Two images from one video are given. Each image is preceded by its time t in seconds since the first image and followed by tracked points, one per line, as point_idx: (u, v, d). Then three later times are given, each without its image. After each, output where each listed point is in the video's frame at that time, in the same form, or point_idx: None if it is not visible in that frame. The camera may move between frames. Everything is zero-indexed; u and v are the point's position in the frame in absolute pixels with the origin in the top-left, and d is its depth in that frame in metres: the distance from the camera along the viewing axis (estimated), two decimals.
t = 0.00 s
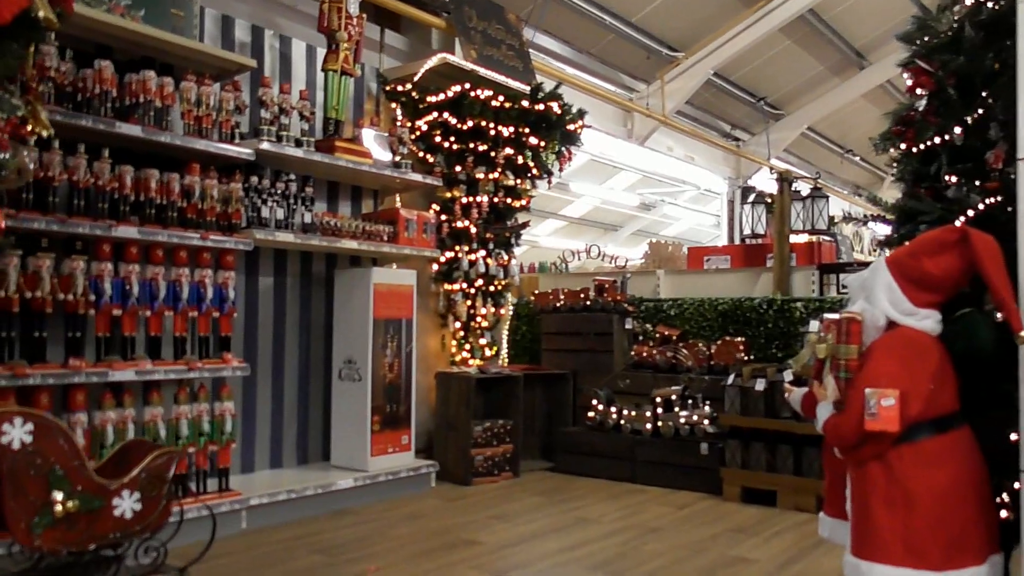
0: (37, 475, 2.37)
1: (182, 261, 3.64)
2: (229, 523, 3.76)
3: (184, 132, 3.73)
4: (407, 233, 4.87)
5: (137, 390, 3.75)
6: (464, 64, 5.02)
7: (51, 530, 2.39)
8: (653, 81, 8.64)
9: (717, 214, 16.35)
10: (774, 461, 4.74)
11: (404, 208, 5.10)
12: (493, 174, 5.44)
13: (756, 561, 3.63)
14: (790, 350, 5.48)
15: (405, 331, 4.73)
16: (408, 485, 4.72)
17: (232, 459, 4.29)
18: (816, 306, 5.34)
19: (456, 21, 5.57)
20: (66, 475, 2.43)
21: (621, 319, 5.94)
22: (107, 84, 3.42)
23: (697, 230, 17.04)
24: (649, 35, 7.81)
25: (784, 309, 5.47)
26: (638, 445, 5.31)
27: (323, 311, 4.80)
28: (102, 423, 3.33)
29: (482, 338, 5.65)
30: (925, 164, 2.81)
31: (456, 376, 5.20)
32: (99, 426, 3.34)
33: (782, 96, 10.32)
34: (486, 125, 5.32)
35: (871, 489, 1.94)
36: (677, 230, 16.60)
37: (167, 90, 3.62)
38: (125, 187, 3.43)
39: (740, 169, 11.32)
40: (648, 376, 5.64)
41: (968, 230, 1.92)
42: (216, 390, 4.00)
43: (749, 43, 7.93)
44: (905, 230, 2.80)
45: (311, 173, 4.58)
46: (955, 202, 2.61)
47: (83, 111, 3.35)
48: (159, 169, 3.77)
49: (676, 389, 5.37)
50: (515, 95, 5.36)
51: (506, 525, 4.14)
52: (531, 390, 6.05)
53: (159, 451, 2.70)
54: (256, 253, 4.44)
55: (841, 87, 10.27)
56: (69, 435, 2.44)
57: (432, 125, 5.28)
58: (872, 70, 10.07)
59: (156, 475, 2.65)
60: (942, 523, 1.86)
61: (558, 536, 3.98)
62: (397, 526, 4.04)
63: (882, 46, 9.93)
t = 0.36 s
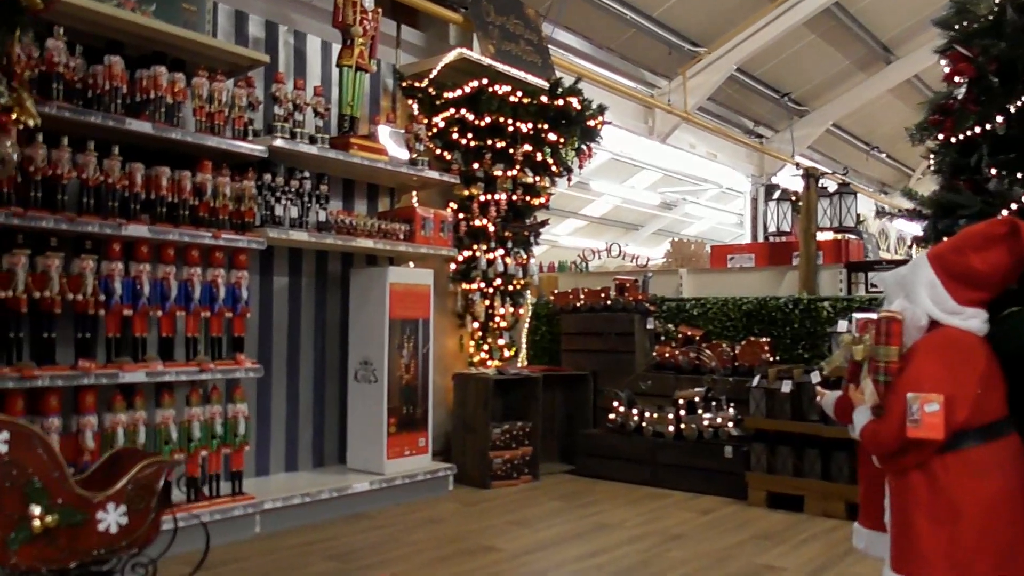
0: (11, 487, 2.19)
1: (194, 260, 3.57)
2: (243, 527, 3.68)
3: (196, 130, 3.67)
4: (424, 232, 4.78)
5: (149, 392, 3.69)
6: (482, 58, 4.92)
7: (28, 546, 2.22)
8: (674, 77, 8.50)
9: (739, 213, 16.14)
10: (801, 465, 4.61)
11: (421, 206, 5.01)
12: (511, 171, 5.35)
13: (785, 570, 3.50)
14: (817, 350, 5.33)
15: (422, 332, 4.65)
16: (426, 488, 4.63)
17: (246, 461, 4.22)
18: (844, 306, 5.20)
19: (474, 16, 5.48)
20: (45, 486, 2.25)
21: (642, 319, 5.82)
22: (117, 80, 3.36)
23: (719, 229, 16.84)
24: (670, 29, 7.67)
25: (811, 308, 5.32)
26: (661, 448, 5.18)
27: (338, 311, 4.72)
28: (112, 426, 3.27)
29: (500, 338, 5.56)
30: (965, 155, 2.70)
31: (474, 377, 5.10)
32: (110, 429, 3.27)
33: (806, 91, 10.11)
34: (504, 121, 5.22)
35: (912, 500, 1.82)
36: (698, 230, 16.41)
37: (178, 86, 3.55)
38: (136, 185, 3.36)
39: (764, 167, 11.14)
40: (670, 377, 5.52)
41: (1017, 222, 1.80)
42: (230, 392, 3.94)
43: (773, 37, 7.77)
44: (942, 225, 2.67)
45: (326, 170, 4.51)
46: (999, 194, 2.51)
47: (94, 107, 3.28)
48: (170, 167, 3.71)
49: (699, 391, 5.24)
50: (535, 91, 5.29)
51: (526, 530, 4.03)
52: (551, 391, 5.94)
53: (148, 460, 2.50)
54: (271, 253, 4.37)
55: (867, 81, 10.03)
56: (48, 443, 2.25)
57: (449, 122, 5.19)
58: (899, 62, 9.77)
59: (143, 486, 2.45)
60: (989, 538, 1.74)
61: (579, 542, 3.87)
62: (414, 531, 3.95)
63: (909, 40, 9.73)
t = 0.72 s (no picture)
0: None
1: (208, 259, 3.50)
2: (259, 531, 3.62)
3: (210, 126, 3.60)
4: (444, 230, 4.68)
5: (164, 393, 3.63)
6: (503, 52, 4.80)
7: (6, 561, 2.34)
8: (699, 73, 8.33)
9: (766, 211, 15.90)
10: (833, 470, 4.46)
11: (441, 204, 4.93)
12: (533, 168, 5.24)
13: None
14: (848, 351, 5.16)
15: (441, 332, 4.56)
16: (446, 492, 4.54)
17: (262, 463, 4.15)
18: (877, 305, 5.03)
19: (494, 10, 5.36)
20: (21, 497, 2.37)
21: (667, 318, 5.70)
22: (131, 75, 3.29)
23: (745, 228, 16.60)
24: (695, 23, 7.52)
25: (841, 308, 5.16)
26: (686, 451, 5.05)
27: (357, 310, 4.64)
28: (126, 428, 3.21)
29: (522, 338, 5.46)
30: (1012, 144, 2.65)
31: (496, 379, 4.99)
32: (122, 431, 3.21)
33: (835, 86, 9.90)
34: (526, 117, 5.11)
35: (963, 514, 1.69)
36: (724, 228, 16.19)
37: (192, 82, 3.48)
38: (150, 183, 3.30)
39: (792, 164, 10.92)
40: (696, 378, 5.39)
41: None
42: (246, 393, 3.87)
43: (801, 30, 7.59)
44: (989, 217, 2.63)
45: (343, 168, 4.44)
46: None
47: (107, 104, 3.21)
48: (185, 164, 3.65)
49: (726, 393, 5.11)
50: (557, 86, 5.20)
51: (547, 536, 3.92)
52: (574, 393, 5.82)
53: (135, 471, 2.67)
54: (288, 251, 4.30)
55: (898, 76, 9.79)
56: (22, 453, 2.38)
57: (469, 118, 5.08)
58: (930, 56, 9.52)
59: (129, 498, 2.63)
60: None
61: (601, 548, 3.75)
62: (432, 535, 3.86)
63: (943, 33, 9.49)
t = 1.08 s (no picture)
0: None
1: (225, 257, 3.43)
2: (277, 535, 3.54)
3: (228, 122, 3.54)
4: (467, 228, 4.59)
5: (182, 393, 3.58)
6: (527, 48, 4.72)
7: None
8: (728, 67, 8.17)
9: (795, 210, 15.63)
10: (869, 475, 4.30)
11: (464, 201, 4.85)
12: (557, 165, 5.16)
13: None
14: (884, 352, 4.99)
15: (464, 332, 4.46)
16: (468, 495, 4.44)
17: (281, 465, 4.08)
18: (913, 304, 4.86)
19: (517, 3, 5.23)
20: None
21: (695, 318, 5.54)
22: (146, 71, 3.21)
23: (774, 226, 16.33)
24: (724, 16, 7.36)
25: (876, 306, 5.00)
26: (715, 454, 4.91)
27: (378, 310, 4.57)
28: (142, 429, 3.15)
29: (546, 338, 5.35)
30: None
31: (519, 379, 4.88)
32: (138, 433, 3.16)
33: (867, 80, 9.67)
34: (550, 112, 4.99)
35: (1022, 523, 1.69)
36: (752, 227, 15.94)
37: (209, 77, 3.41)
38: (166, 180, 3.24)
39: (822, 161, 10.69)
40: (725, 379, 5.23)
41: None
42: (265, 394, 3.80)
43: (833, 23, 7.39)
44: None
45: (364, 164, 4.37)
46: None
47: (123, 100, 3.15)
48: (202, 161, 3.59)
49: (756, 395, 4.95)
50: (582, 80, 5.01)
51: (573, 541, 3.82)
52: (600, 394, 5.70)
53: (122, 484, 2.61)
54: (309, 249, 4.23)
55: (932, 70, 9.53)
56: None
57: (492, 113, 4.99)
58: (965, 49, 9.25)
59: (114, 513, 2.56)
60: None
61: (628, 555, 3.64)
62: (454, 540, 3.77)
63: (979, 26, 9.20)
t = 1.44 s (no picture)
0: None
1: (243, 256, 3.36)
2: (297, 540, 3.47)
3: (246, 117, 3.47)
4: (490, 226, 4.49)
5: (200, 395, 3.51)
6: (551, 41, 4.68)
7: None
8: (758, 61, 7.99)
9: (826, 208, 15.34)
10: (907, 481, 4.13)
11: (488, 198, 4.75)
12: (582, 161, 5.04)
13: None
14: (923, 352, 4.81)
15: (487, 332, 4.37)
16: (492, 498, 4.34)
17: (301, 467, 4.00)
18: (954, 303, 4.66)
19: None
20: None
21: (725, 318, 5.37)
22: (163, 66, 3.16)
23: (803, 225, 16.04)
24: (753, 9, 7.19)
25: (914, 306, 4.82)
26: (747, 458, 4.77)
27: (401, 309, 4.49)
28: (158, 431, 3.09)
29: (572, 339, 5.24)
30: None
31: (544, 379, 4.77)
32: (155, 435, 3.10)
33: (901, 74, 9.43)
34: (575, 107, 4.89)
35: None
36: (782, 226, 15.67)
37: (226, 72, 3.34)
38: (182, 177, 3.18)
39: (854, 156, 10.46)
40: (756, 381, 5.10)
41: None
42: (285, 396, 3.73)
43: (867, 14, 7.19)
44: None
45: (385, 161, 4.28)
46: None
47: (140, 95, 3.09)
48: (219, 157, 3.52)
49: (789, 397, 4.78)
50: (608, 74, 4.96)
51: (600, 548, 3.70)
52: (627, 395, 5.57)
53: (103, 501, 2.57)
54: (329, 248, 4.16)
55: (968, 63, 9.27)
56: None
57: (516, 109, 4.87)
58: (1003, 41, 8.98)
59: (94, 532, 2.53)
60: None
61: (657, 562, 3.51)
62: (478, 545, 3.67)
63: (1018, 17, 8.88)
